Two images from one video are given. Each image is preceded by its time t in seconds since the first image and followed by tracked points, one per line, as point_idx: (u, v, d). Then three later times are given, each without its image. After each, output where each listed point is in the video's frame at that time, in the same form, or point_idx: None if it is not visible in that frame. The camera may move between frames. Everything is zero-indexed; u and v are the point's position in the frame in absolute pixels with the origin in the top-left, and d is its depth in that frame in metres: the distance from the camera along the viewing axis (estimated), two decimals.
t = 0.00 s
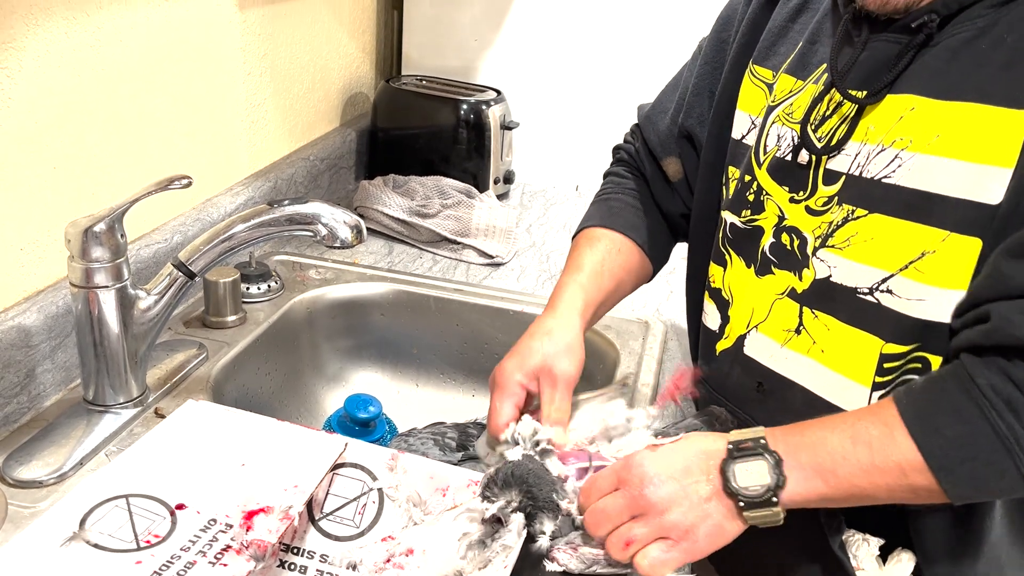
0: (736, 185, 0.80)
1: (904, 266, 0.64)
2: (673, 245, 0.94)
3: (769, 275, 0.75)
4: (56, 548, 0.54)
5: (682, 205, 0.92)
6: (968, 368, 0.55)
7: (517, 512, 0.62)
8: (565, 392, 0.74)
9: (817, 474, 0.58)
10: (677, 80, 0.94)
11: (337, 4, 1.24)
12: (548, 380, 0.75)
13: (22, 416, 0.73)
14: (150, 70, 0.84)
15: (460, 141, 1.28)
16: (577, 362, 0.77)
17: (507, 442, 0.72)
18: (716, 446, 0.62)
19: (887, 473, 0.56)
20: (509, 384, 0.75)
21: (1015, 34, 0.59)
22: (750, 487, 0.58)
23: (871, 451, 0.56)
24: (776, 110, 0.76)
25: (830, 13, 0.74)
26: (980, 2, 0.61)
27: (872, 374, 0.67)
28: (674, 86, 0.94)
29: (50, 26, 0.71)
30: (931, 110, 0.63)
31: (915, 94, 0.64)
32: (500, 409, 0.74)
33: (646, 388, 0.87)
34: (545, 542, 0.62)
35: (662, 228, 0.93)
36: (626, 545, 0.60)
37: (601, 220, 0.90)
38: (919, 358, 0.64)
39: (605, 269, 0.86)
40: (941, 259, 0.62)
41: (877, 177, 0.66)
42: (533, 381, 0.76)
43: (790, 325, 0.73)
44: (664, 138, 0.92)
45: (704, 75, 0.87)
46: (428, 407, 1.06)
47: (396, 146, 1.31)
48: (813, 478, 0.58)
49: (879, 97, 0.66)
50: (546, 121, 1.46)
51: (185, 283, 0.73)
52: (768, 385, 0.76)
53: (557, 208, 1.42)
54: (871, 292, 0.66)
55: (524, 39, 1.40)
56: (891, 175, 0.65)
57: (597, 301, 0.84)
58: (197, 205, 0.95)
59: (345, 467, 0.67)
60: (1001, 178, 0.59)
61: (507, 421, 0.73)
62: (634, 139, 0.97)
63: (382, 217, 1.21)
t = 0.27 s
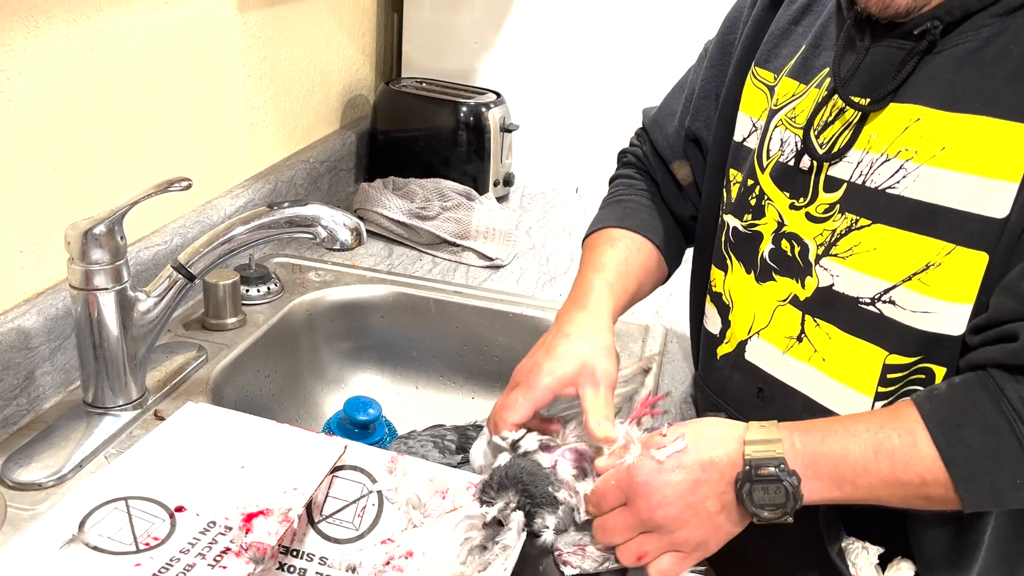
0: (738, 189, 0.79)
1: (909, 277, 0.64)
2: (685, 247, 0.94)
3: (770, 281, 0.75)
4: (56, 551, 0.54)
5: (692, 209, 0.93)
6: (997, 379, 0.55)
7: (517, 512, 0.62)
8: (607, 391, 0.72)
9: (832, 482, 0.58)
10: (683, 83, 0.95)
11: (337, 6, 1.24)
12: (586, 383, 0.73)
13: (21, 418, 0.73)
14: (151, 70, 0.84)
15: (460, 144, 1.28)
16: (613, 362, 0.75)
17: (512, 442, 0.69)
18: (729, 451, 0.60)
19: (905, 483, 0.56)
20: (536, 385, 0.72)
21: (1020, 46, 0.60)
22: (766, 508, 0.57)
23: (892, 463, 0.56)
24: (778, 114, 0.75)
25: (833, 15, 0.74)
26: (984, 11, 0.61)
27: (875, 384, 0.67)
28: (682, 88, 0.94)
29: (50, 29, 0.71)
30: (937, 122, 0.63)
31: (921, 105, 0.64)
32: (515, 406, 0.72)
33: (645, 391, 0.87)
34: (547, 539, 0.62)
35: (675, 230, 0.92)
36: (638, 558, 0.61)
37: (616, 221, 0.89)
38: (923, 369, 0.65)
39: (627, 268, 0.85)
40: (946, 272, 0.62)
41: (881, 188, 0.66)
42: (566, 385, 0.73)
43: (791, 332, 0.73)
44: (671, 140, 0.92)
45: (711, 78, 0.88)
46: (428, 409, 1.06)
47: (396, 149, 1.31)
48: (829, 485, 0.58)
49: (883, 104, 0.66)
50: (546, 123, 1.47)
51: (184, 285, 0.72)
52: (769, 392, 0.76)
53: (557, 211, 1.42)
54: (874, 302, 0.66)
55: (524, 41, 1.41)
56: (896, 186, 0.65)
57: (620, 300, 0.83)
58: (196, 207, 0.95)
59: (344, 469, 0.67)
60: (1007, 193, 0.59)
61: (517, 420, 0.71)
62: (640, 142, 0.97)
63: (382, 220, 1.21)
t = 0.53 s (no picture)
0: (741, 194, 0.80)
1: (910, 283, 0.64)
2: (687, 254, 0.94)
3: (774, 287, 0.75)
4: (56, 553, 0.54)
5: (694, 214, 0.92)
6: (983, 382, 0.55)
7: (517, 513, 0.62)
8: (596, 404, 0.74)
9: (815, 484, 0.58)
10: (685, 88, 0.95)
11: (337, 8, 1.24)
12: (575, 394, 0.75)
13: (21, 420, 0.72)
14: (150, 73, 0.84)
15: (460, 146, 1.28)
16: (602, 370, 0.77)
17: (501, 451, 0.69)
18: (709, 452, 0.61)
19: (889, 486, 0.56)
20: (527, 397, 0.74)
21: None
22: (745, 509, 0.58)
23: (874, 466, 0.56)
24: (782, 119, 0.76)
25: (837, 19, 0.74)
26: (990, 16, 0.61)
27: (877, 391, 0.67)
28: (684, 93, 0.95)
29: (51, 30, 0.71)
30: (940, 127, 0.63)
31: (926, 110, 0.64)
32: (506, 416, 0.73)
33: (646, 394, 0.87)
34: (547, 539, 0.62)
35: (674, 235, 0.92)
36: (627, 567, 0.62)
37: (614, 229, 0.90)
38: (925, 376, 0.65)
39: (622, 276, 0.86)
40: (947, 278, 0.62)
41: (884, 193, 0.66)
42: (554, 396, 0.75)
43: (795, 338, 0.73)
44: (672, 145, 0.92)
45: (713, 81, 0.88)
46: (428, 411, 1.06)
47: (397, 151, 1.31)
48: (812, 488, 0.59)
49: (887, 109, 0.66)
50: (546, 125, 1.47)
51: (184, 287, 0.72)
52: (771, 398, 0.77)
53: (557, 213, 1.42)
54: (875, 309, 0.66)
55: (525, 44, 1.41)
56: (898, 192, 0.65)
57: (615, 306, 0.84)
58: (197, 210, 0.95)
59: (344, 471, 0.67)
60: (1009, 198, 0.59)
61: (509, 429, 0.72)
62: (643, 147, 0.97)
63: (382, 222, 1.21)
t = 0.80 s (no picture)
0: (739, 199, 0.80)
1: (907, 286, 0.64)
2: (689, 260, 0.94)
3: (775, 291, 0.75)
4: (56, 556, 0.54)
5: (694, 220, 0.93)
6: (964, 381, 0.55)
7: (521, 516, 0.62)
8: (593, 412, 0.74)
9: (798, 482, 0.58)
10: (683, 93, 0.95)
11: (337, 10, 1.24)
12: (573, 402, 0.74)
13: (22, 423, 0.72)
14: (150, 76, 0.84)
15: (461, 148, 1.28)
16: (600, 379, 0.77)
17: (499, 456, 0.70)
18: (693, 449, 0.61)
19: (871, 485, 0.56)
20: (524, 402, 0.74)
21: (1021, 51, 0.59)
22: (731, 502, 0.57)
23: (856, 463, 0.56)
24: (779, 123, 0.76)
25: (835, 23, 0.74)
26: (989, 20, 0.61)
27: (875, 394, 0.68)
28: (681, 98, 0.94)
29: (51, 33, 0.71)
30: (936, 129, 0.63)
31: (920, 112, 0.64)
32: (504, 422, 0.73)
33: (646, 397, 0.87)
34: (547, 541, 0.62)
35: (675, 241, 0.92)
36: (616, 567, 0.61)
37: (614, 236, 0.90)
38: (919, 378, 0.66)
39: (622, 283, 0.86)
40: (942, 280, 0.62)
41: (881, 196, 0.66)
42: (552, 402, 0.75)
43: (794, 343, 0.73)
44: (671, 151, 0.92)
45: (710, 87, 0.88)
46: (428, 414, 1.06)
47: (397, 154, 1.31)
48: (795, 485, 0.58)
49: (883, 112, 0.66)
50: (546, 128, 1.47)
51: (185, 289, 0.72)
52: (772, 403, 0.77)
53: (557, 215, 1.42)
54: (873, 312, 0.67)
55: (525, 46, 1.41)
56: (895, 194, 0.65)
57: (616, 314, 0.84)
58: (196, 212, 0.95)
59: (345, 474, 0.67)
60: (1004, 200, 0.59)
61: (505, 433, 0.73)
62: (643, 154, 0.98)
63: (382, 224, 1.21)
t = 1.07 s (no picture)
0: (739, 203, 0.80)
1: (908, 289, 0.64)
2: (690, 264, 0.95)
3: (775, 295, 0.75)
4: (56, 558, 0.54)
5: (692, 225, 0.92)
6: (956, 388, 0.55)
7: (524, 516, 0.61)
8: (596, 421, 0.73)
9: (798, 491, 0.59)
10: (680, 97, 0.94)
11: (337, 12, 1.24)
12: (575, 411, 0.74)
13: (21, 425, 0.72)
14: (151, 77, 0.84)
15: (461, 149, 1.28)
16: (603, 392, 0.76)
17: (497, 462, 0.69)
18: (693, 466, 0.62)
19: (869, 493, 0.56)
20: (524, 411, 0.73)
21: (1021, 53, 0.59)
22: (729, 509, 0.58)
23: (853, 471, 0.57)
24: (779, 127, 0.76)
25: (834, 26, 0.74)
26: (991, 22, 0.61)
27: (875, 399, 0.68)
28: (678, 103, 0.94)
29: (51, 34, 0.71)
30: (936, 130, 0.63)
31: (920, 113, 0.64)
32: (502, 429, 0.72)
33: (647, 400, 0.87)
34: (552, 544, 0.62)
35: (676, 247, 0.92)
36: None
37: (616, 243, 0.91)
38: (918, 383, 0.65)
39: (624, 292, 0.86)
40: (942, 283, 0.62)
41: (881, 198, 0.66)
42: (553, 413, 0.74)
43: (796, 348, 0.73)
44: (669, 156, 0.92)
45: (706, 90, 0.88)
46: (428, 415, 1.06)
47: (397, 156, 1.31)
48: (795, 494, 0.59)
49: (883, 116, 0.66)
50: (546, 129, 1.47)
51: (185, 291, 0.72)
52: (775, 409, 0.76)
53: (557, 217, 1.42)
54: (875, 315, 0.66)
55: (525, 48, 1.41)
56: (896, 197, 0.65)
57: (617, 323, 0.84)
58: (197, 214, 0.95)
59: (344, 476, 0.67)
60: (1006, 200, 0.59)
61: (504, 440, 0.71)
62: (643, 159, 0.97)
63: (382, 226, 1.21)
